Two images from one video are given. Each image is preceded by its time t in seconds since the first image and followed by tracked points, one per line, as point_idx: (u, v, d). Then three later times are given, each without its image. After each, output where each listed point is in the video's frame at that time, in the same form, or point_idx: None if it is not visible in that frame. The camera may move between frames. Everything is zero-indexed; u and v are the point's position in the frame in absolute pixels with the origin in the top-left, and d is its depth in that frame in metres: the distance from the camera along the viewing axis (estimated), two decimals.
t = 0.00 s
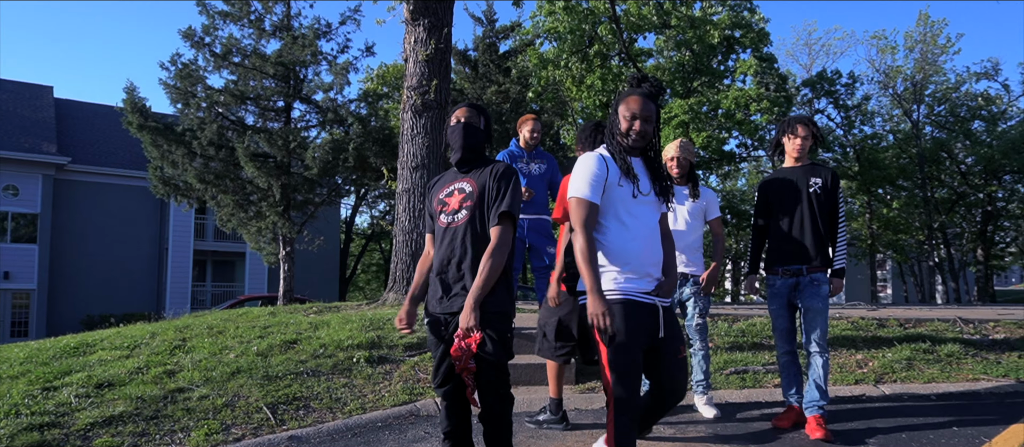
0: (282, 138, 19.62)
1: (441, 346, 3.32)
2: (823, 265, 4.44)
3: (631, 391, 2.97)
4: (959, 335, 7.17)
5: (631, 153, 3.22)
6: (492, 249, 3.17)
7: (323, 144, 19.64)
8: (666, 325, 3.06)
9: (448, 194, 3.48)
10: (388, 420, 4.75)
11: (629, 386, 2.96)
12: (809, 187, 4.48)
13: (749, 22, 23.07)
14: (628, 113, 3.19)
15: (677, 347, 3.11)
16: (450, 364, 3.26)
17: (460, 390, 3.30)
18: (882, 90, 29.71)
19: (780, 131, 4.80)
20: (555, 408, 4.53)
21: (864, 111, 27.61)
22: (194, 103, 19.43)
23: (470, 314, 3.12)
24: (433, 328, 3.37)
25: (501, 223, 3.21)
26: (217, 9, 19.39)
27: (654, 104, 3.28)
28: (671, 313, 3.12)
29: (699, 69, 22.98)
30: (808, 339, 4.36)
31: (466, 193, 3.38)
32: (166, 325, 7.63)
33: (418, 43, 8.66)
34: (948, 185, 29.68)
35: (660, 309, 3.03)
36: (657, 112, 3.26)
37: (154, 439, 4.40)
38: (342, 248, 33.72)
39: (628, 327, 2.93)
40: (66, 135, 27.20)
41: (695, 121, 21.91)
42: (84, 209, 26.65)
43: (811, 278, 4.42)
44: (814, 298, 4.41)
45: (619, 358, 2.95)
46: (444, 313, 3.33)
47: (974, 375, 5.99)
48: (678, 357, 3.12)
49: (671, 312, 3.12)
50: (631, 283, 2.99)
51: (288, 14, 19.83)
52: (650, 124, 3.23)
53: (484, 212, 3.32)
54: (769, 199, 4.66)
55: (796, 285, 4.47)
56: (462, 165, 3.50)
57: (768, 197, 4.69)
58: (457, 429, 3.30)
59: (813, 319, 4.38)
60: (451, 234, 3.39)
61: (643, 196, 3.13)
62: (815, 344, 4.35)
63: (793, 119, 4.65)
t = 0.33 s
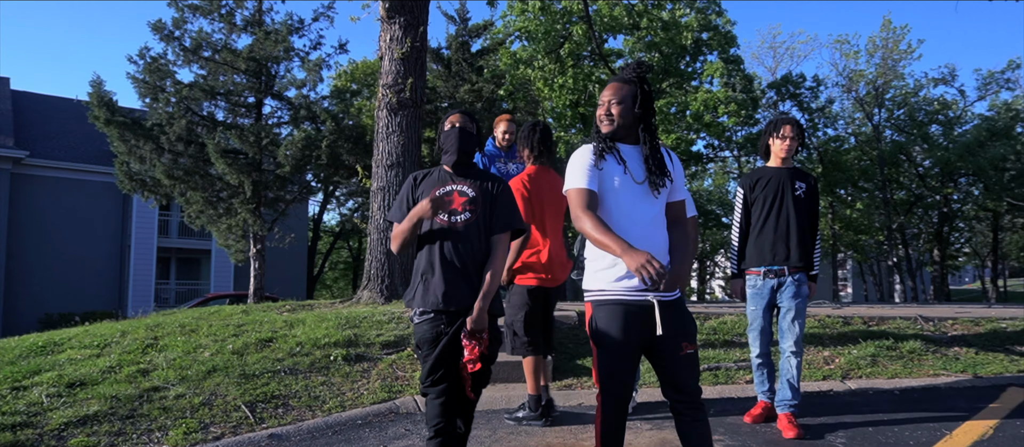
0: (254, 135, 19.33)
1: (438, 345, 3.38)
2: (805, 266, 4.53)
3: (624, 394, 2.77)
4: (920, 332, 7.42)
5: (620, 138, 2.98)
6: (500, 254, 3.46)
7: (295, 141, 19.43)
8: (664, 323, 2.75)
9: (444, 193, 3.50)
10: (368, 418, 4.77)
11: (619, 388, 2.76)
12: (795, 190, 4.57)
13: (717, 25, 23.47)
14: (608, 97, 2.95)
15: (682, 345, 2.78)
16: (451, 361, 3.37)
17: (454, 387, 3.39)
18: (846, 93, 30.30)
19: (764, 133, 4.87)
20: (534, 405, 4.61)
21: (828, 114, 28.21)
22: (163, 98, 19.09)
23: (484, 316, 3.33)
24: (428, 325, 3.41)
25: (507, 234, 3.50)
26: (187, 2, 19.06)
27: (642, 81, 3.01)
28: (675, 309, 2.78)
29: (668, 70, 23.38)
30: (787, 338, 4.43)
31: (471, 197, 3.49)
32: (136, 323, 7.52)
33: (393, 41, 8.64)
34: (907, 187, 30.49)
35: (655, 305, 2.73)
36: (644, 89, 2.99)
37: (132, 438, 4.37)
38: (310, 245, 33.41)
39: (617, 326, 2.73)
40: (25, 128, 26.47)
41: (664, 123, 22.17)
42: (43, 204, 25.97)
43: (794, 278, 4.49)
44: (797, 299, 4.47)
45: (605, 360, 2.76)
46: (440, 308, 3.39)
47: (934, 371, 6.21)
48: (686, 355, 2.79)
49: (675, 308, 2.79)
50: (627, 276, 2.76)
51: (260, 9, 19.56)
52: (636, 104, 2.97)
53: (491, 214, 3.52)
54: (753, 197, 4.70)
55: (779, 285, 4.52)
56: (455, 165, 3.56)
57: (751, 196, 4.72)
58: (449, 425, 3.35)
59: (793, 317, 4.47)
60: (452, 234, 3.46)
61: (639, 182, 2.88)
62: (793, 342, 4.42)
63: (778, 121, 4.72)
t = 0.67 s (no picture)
0: (223, 131, 19.06)
1: (422, 336, 3.39)
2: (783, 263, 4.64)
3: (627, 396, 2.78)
4: (881, 329, 7.65)
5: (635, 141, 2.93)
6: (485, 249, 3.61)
7: (267, 138, 19.17)
8: (674, 329, 2.72)
9: (437, 189, 3.56)
10: (347, 415, 4.78)
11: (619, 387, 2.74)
12: (772, 189, 4.67)
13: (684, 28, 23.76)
14: (619, 102, 2.95)
15: (694, 353, 2.70)
16: (433, 353, 3.41)
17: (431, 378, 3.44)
18: (807, 97, 30.94)
19: (741, 134, 4.96)
20: (512, 400, 4.66)
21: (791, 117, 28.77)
22: (128, 93, 18.75)
23: (464, 313, 3.49)
24: (413, 315, 3.40)
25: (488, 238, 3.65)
26: None
27: (657, 77, 2.92)
28: (692, 317, 2.72)
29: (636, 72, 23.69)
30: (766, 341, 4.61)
31: (460, 198, 3.58)
32: (103, 321, 7.38)
33: (366, 39, 8.62)
34: (865, 189, 31.24)
35: (665, 310, 2.70)
36: (656, 86, 2.90)
37: (106, 438, 4.32)
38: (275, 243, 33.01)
39: (621, 328, 2.75)
40: None
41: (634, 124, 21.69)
42: None
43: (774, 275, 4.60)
44: (774, 294, 4.62)
45: (609, 359, 2.77)
46: (425, 298, 3.41)
47: (895, 366, 6.42)
48: (696, 364, 2.70)
49: (691, 315, 2.72)
50: (630, 281, 2.76)
51: (229, 4, 19.27)
52: (649, 102, 2.90)
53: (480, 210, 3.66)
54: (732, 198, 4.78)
55: (762, 280, 4.58)
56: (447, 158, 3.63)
57: (731, 196, 4.80)
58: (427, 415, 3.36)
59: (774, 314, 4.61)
60: (441, 228, 3.51)
61: (646, 183, 2.81)
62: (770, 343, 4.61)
63: (755, 123, 4.83)
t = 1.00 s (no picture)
0: (200, 129, 18.85)
1: (397, 330, 3.42)
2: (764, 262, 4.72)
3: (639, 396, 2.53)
4: (854, 326, 7.80)
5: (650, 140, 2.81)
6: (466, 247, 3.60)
7: (244, 135, 18.93)
8: (689, 326, 2.51)
9: (418, 189, 3.58)
10: (331, 415, 4.78)
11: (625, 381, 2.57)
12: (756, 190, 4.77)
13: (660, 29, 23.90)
14: (633, 100, 2.85)
15: (701, 356, 2.51)
16: (407, 347, 3.43)
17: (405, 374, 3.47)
18: (780, 98, 31.36)
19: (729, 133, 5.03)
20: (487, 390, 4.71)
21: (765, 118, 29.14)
22: (102, 89, 18.52)
23: (444, 308, 3.44)
24: (390, 309, 3.44)
25: (467, 236, 3.64)
26: None
27: (668, 68, 2.76)
28: (711, 316, 2.52)
29: (612, 72, 23.87)
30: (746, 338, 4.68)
31: (439, 197, 3.61)
32: (79, 322, 7.27)
33: (347, 38, 8.59)
34: (837, 190, 31.68)
35: (678, 307, 2.52)
36: (664, 79, 2.75)
37: (87, 438, 4.27)
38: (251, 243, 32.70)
39: (637, 322, 2.59)
40: None
41: (609, 124, 21.70)
42: None
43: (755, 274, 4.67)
44: (754, 291, 4.68)
45: (625, 353, 2.60)
46: (403, 294, 3.43)
47: (869, 362, 6.55)
48: (702, 367, 2.51)
49: (709, 314, 2.52)
50: (644, 281, 2.65)
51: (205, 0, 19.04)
52: (659, 97, 2.76)
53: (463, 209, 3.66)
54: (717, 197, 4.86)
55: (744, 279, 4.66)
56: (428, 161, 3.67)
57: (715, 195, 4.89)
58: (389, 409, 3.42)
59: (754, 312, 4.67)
60: (419, 227, 3.54)
61: (658, 182, 2.67)
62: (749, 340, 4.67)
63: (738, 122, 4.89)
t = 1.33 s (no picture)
0: (181, 127, 18.68)
1: (367, 325, 3.56)
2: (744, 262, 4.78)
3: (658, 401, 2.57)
4: (835, 323, 7.89)
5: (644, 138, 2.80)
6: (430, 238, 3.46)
7: (226, 133, 18.74)
8: (688, 330, 2.49)
9: (389, 189, 3.68)
10: (317, 412, 4.76)
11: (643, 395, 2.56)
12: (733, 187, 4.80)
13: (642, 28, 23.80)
14: (626, 100, 2.84)
15: (707, 359, 2.46)
16: (378, 340, 3.53)
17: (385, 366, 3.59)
18: (760, 99, 31.62)
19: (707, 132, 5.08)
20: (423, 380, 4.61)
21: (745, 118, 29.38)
22: (80, 86, 18.31)
23: (403, 298, 3.40)
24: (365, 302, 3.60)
25: (433, 222, 3.49)
26: None
27: (660, 66, 2.77)
28: (710, 318, 2.49)
29: (594, 72, 24.03)
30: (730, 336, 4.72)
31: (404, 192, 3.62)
32: (58, 321, 7.15)
33: (331, 36, 8.54)
34: (815, 189, 31.98)
35: (674, 312, 2.50)
36: (655, 77, 2.75)
37: (70, 438, 4.21)
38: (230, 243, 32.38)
39: (637, 329, 2.58)
40: None
41: (591, 123, 21.84)
42: None
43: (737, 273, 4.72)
44: (738, 291, 4.71)
45: (628, 360, 2.61)
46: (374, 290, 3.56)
47: (849, 358, 6.63)
48: (711, 371, 2.45)
49: (708, 316, 2.49)
50: (641, 283, 2.63)
51: None
52: (651, 94, 2.75)
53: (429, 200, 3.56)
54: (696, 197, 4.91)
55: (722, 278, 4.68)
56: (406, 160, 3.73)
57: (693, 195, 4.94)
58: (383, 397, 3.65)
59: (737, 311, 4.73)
60: (386, 226, 3.63)
61: (653, 181, 2.66)
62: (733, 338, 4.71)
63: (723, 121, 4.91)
